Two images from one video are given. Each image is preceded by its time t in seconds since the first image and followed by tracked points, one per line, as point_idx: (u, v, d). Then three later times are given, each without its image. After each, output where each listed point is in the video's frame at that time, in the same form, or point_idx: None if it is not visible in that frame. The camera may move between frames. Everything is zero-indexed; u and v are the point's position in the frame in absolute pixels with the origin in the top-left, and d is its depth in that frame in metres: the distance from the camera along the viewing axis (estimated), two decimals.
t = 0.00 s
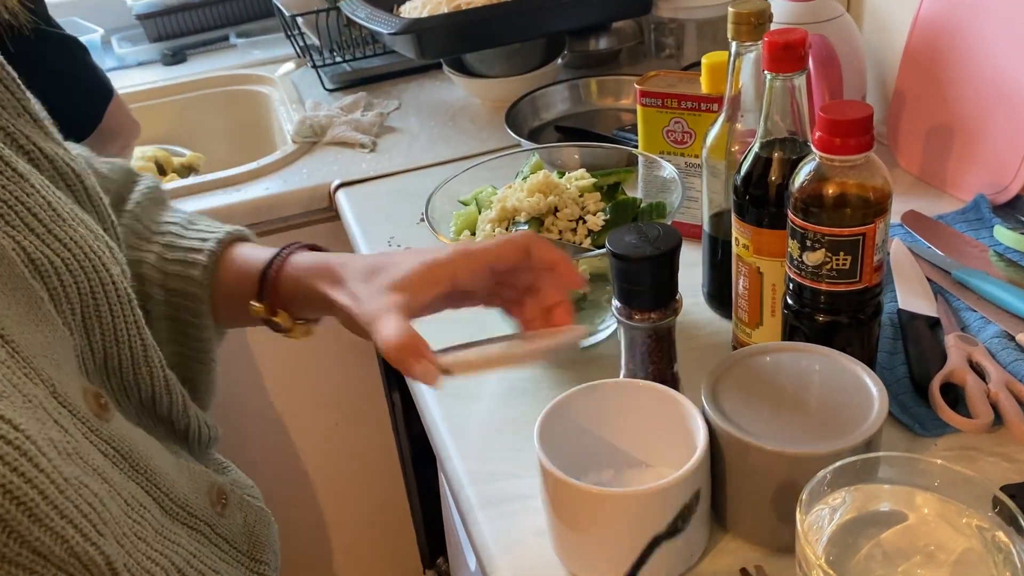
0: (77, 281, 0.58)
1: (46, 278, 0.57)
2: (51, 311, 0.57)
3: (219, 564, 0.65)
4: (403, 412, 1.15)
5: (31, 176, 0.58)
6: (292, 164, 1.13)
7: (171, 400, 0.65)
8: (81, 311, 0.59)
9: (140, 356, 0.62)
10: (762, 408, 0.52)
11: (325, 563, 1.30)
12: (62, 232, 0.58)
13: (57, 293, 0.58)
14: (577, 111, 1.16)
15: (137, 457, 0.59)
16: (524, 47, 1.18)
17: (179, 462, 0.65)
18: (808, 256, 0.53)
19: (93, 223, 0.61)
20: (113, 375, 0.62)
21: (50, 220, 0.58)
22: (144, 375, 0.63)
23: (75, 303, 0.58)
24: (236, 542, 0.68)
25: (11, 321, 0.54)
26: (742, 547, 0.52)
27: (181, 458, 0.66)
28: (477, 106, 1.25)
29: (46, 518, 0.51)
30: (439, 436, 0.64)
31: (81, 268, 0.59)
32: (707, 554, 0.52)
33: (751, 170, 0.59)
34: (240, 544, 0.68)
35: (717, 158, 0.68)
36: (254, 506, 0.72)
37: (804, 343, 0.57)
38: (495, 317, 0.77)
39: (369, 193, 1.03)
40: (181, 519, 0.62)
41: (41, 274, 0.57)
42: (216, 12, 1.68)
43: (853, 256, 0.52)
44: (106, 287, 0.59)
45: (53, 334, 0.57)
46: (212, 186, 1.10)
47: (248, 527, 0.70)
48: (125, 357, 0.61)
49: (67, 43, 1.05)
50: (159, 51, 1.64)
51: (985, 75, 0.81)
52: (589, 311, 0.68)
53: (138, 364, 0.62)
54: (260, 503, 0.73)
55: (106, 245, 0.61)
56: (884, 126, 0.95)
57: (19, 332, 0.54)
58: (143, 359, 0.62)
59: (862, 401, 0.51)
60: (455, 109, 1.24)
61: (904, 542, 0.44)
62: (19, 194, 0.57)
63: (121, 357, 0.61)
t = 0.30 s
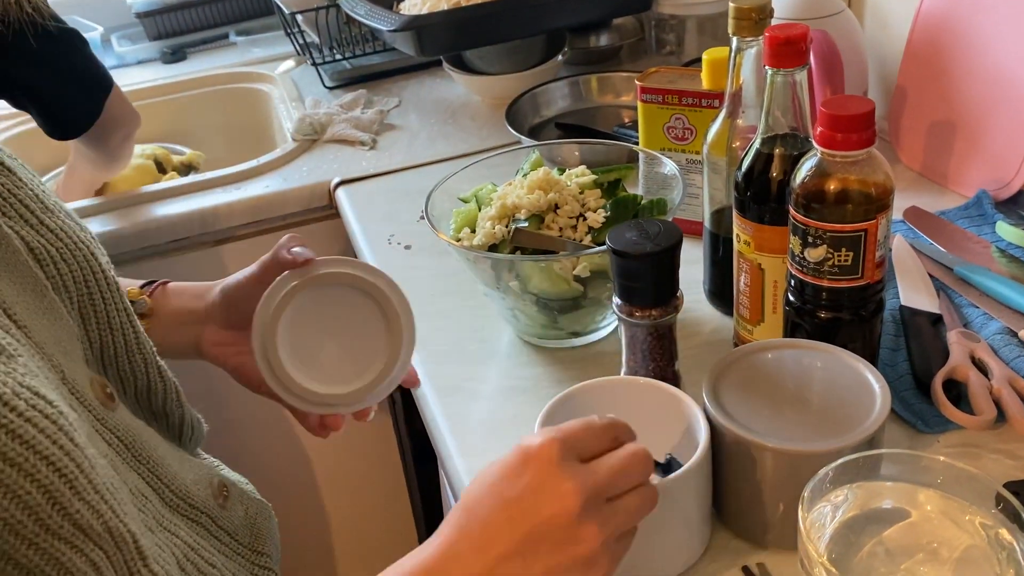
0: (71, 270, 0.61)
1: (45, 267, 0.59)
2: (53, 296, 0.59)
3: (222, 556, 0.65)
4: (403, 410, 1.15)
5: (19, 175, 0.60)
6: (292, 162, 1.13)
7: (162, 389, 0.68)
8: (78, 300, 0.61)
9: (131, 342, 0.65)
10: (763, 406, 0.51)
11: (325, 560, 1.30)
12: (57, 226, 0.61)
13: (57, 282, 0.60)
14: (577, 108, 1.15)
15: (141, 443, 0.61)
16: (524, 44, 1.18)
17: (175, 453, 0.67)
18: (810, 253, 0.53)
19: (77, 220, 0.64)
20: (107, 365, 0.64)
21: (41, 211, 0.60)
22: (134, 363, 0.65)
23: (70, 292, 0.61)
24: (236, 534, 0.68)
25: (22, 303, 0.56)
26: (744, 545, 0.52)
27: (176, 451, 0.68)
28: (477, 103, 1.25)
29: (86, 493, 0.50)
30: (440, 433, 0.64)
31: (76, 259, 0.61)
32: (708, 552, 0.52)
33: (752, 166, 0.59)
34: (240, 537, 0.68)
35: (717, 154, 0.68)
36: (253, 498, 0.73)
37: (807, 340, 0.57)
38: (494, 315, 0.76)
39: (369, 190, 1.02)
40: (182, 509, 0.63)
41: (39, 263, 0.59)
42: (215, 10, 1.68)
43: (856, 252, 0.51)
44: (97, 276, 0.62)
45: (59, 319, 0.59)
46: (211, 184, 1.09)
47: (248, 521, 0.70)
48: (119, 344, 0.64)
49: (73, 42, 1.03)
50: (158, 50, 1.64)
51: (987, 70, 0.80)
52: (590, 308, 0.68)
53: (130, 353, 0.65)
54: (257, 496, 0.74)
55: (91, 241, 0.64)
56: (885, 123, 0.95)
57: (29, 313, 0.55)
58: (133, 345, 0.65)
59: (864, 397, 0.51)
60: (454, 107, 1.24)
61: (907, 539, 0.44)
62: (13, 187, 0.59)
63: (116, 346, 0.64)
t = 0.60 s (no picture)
0: (70, 260, 0.62)
1: (48, 256, 0.60)
2: (57, 284, 0.60)
3: (226, 541, 0.65)
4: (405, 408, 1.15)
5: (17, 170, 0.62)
6: (293, 160, 1.13)
7: (156, 381, 0.68)
8: (79, 290, 0.62)
9: (130, 334, 0.66)
10: (767, 404, 0.51)
11: (328, 560, 1.30)
12: (54, 219, 0.62)
13: (59, 271, 0.61)
14: (579, 105, 1.15)
15: (143, 426, 0.62)
16: (526, 42, 1.18)
17: (172, 441, 0.67)
18: (814, 250, 0.53)
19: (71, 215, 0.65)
20: (103, 355, 0.65)
21: (37, 204, 0.62)
22: (133, 354, 0.66)
23: (71, 282, 0.62)
24: (237, 520, 0.68)
25: (29, 286, 0.57)
26: (747, 544, 0.52)
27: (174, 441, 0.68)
28: (478, 101, 1.25)
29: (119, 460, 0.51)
30: (443, 431, 0.64)
31: (75, 251, 0.62)
32: (712, 551, 0.52)
33: (755, 163, 0.58)
34: (241, 525, 0.68)
35: (720, 152, 0.68)
36: (249, 487, 0.73)
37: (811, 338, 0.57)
38: (496, 313, 0.76)
39: (370, 188, 1.02)
40: (185, 494, 0.63)
41: (42, 251, 0.60)
42: (217, 8, 1.68)
43: (860, 250, 0.51)
44: (95, 269, 0.63)
45: (63, 307, 0.60)
46: (212, 182, 1.09)
47: (246, 509, 0.70)
48: (116, 336, 0.65)
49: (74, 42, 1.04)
50: (159, 48, 1.64)
51: (991, 67, 0.80)
52: (594, 306, 0.68)
53: (130, 344, 0.66)
54: (252, 484, 0.73)
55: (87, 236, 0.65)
56: (888, 120, 0.95)
57: (35, 298, 0.57)
58: (132, 336, 0.66)
59: (869, 394, 0.51)
60: (456, 105, 1.24)
61: (913, 537, 0.44)
62: (12, 179, 0.60)
63: (114, 337, 0.65)
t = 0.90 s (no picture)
0: (69, 261, 0.61)
1: (46, 256, 0.60)
2: (55, 284, 0.60)
3: (227, 539, 0.65)
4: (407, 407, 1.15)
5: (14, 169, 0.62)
6: (294, 159, 1.13)
7: (155, 382, 0.68)
8: (78, 291, 0.62)
9: (128, 334, 0.65)
10: (769, 403, 0.51)
11: (330, 558, 1.30)
12: (52, 219, 0.62)
13: (58, 271, 0.61)
14: (579, 103, 1.15)
15: (143, 426, 0.61)
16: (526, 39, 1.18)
17: (171, 440, 0.67)
18: (816, 249, 0.52)
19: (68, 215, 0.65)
20: (101, 355, 0.65)
21: (36, 205, 0.61)
22: (131, 354, 0.66)
23: (70, 282, 0.62)
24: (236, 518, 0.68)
25: (27, 286, 0.57)
26: (749, 543, 0.52)
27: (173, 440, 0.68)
28: (479, 99, 1.24)
29: (119, 458, 0.51)
30: (444, 431, 0.63)
31: (73, 251, 0.62)
32: (714, 551, 0.52)
33: (756, 161, 0.58)
34: (241, 523, 0.68)
35: (721, 150, 0.67)
36: (247, 484, 0.73)
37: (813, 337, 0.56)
38: (497, 312, 0.76)
39: (371, 187, 1.02)
40: (185, 492, 0.63)
41: (41, 251, 0.60)
42: (217, 6, 1.68)
43: (863, 248, 0.51)
44: (92, 269, 0.63)
45: (61, 307, 0.59)
46: (212, 181, 1.09)
47: (246, 508, 0.70)
48: (114, 336, 0.65)
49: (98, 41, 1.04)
50: (159, 47, 1.64)
51: (993, 63, 0.79)
52: (595, 305, 0.68)
53: (128, 345, 0.66)
54: (251, 482, 0.73)
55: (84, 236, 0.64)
56: (890, 117, 0.94)
57: (33, 298, 0.56)
58: (130, 336, 0.66)
59: (871, 394, 0.50)
60: (456, 103, 1.23)
61: (916, 538, 0.44)
62: (11, 180, 0.60)
63: (112, 336, 0.64)
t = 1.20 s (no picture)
0: (65, 260, 0.61)
1: (43, 256, 0.60)
2: (52, 284, 0.59)
3: (225, 538, 0.65)
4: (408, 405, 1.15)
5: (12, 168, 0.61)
6: (292, 158, 1.13)
7: (152, 381, 0.68)
8: (74, 291, 0.62)
9: (124, 333, 0.65)
10: (769, 402, 0.51)
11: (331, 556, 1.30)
12: (50, 218, 0.61)
13: (55, 271, 0.60)
14: (579, 100, 1.15)
15: (140, 426, 0.61)
16: (525, 37, 1.17)
17: (170, 439, 0.67)
18: (817, 245, 0.52)
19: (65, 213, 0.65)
20: (99, 355, 0.65)
21: (32, 204, 0.61)
22: (127, 354, 0.65)
23: (66, 282, 0.61)
24: (235, 517, 0.67)
25: (23, 287, 0.56)
26: (750, 542, 0.51)
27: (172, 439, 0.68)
28: (478, 97, 1.24)
29: (112, 461, 0.51)
30: (444, 431, 0.63)
31: (70, 250, 0.62)
32: (715, 550, 0.51)
33: (756, 158, 0.58)
34: (239, 522, 0.68)
35: (721, 146, 0.67)
36: (246, 483, 0.73)
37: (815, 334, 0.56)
38: (497, 310, 0.76)
39: (370, 185, 1.02)
40: (183, 492, 0.63)
41: (37, 251, 0.59)
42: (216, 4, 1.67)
43: (864, 245, 0.51)
44: (89, 268, 0.63)
45: (57, 307, 0.59)
46: (210, 180, 1.08)
47: (245, 506, 0.70)
48: (111, 335, 0.64)
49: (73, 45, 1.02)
50: (159, 46, 1.64)
51: (993, 58, 0.79)
52: (595, 303, 0.67)
53: (125, 344, 0.65)
54: (250, 480, 0.73)
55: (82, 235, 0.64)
56: (891, 112, 0.94)
57: (29, 299, 0.56)
58: (127, 335, 0.65)
59: (873, 391, 0.50)
60: (456, 101, 1.23)
61: (918, 536, 0.43)
62: (7, 180, 0.59)
63: (109, 336, 0.64)
